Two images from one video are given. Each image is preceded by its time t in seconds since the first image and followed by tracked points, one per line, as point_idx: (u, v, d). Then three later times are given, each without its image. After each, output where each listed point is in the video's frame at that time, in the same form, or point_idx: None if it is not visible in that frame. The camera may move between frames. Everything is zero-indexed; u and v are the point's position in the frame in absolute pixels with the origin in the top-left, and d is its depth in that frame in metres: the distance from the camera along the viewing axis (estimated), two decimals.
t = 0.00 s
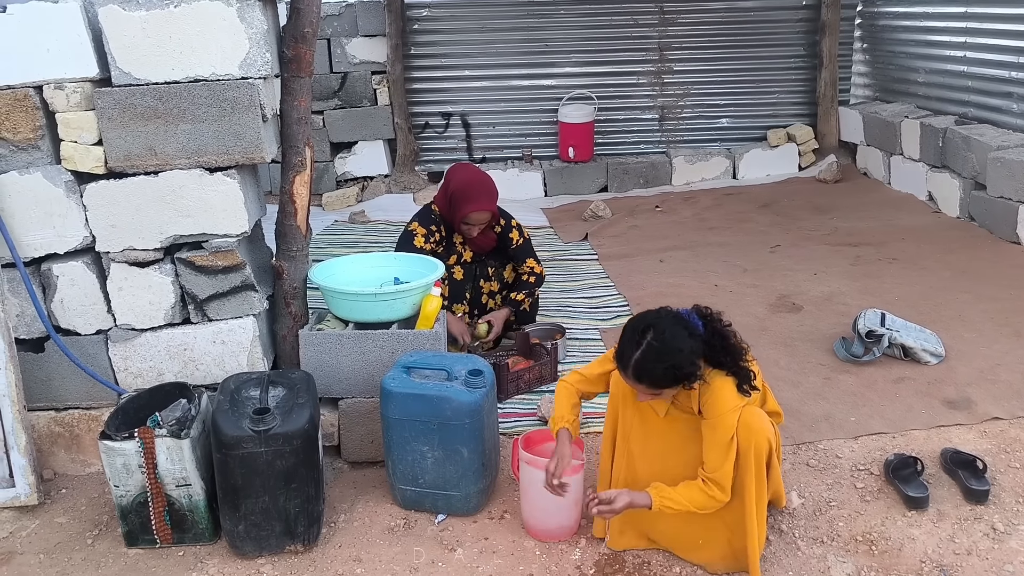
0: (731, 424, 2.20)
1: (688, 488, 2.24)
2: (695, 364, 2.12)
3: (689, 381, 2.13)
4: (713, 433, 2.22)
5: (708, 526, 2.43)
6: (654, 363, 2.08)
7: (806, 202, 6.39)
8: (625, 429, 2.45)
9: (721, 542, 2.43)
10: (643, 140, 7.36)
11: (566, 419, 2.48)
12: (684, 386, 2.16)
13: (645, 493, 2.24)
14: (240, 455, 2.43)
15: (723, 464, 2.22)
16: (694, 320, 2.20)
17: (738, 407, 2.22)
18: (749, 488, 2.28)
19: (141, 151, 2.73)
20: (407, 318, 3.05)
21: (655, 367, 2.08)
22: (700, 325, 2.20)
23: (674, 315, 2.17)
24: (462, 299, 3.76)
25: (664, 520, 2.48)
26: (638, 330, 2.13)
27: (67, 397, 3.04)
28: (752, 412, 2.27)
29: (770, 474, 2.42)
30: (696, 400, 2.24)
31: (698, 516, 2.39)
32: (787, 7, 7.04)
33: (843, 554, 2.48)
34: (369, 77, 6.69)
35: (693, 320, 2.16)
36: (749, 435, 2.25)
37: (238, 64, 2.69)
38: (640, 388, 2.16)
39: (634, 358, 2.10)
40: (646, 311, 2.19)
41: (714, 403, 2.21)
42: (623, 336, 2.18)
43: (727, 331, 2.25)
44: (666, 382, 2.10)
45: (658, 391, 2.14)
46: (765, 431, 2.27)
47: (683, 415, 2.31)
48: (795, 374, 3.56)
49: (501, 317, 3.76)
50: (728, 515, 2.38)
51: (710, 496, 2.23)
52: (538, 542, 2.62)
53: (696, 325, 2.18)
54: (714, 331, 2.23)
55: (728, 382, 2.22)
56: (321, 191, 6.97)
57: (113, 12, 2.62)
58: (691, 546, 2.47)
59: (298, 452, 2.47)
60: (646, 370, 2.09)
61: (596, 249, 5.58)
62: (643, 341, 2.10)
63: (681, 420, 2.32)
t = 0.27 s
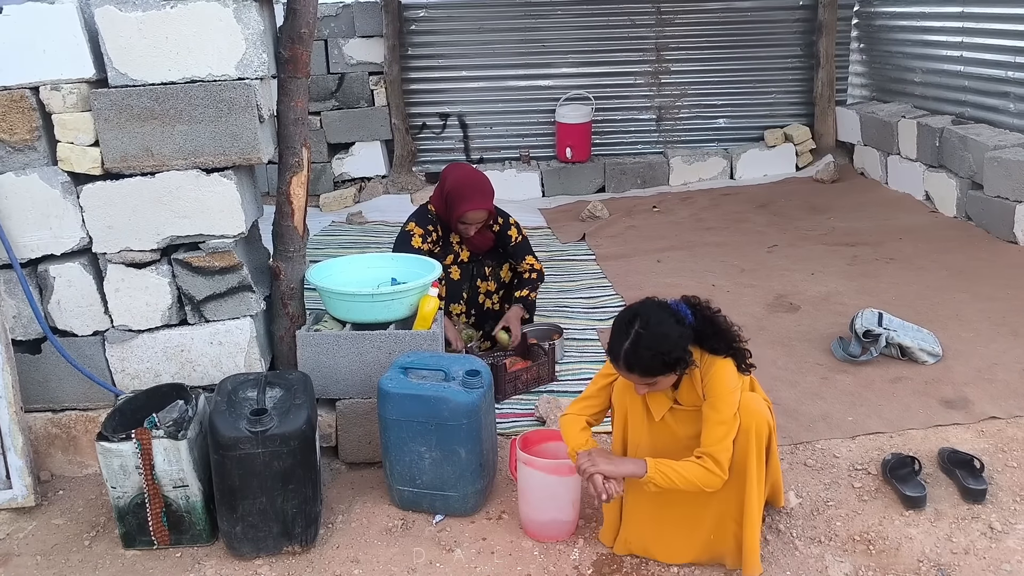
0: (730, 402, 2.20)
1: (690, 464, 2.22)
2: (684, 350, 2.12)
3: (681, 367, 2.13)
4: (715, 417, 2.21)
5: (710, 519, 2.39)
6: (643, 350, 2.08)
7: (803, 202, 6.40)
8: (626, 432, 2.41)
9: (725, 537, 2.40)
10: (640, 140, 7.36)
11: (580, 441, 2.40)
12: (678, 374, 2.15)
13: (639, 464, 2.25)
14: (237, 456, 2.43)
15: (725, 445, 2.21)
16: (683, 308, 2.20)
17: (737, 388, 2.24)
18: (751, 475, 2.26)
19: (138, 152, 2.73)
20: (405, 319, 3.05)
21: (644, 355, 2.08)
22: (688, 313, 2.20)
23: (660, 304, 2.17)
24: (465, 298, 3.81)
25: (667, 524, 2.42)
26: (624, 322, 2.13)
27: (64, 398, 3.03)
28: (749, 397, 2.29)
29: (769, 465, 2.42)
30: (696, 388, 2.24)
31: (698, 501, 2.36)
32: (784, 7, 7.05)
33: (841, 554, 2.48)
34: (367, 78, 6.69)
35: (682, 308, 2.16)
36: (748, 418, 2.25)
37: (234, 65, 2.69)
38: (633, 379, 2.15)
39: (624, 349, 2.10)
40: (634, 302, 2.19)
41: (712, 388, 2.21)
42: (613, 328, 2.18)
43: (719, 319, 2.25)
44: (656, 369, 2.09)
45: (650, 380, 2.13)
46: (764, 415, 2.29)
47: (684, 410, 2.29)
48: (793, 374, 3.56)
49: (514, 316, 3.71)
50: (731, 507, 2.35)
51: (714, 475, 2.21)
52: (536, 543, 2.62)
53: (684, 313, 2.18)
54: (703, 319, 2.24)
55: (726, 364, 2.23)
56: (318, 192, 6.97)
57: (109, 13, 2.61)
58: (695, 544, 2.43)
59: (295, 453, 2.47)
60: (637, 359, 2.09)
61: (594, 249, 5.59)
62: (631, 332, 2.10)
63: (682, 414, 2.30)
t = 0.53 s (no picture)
0: (730, 391, 2.19)
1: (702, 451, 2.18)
2: (682, 343, 2.12)
3: (680, 361, 2.13)
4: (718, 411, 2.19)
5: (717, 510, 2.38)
6: (642, 346, 2.08)
7: (804, 202, 6.40)
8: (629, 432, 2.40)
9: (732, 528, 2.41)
10: (641, 140, 7.36)
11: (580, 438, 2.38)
12: (678, 367, 2.16)
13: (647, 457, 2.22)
14: (239, 456, 2.43)
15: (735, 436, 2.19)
16: (678, 304, 2.21)
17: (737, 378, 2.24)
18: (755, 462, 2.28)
19: (140, 152, 2.73)
20: (406, 319, 3.05)
21: (643, 351, 2.08)
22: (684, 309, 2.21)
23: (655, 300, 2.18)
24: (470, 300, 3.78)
25: (674, 522, 2.41)
26: (621, 319, 2.13)
27: (65, 399, 3.03)
28: (748, 389, 2.31)
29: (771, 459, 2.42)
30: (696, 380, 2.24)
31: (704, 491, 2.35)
32: (784, 7, 7.05)
33: (843, 554, 2.48)
34: (367, 78, 6.69)
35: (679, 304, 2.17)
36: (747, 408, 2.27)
37: (236, 65, 2.69)
38: (633, 375, 2.15)
39: (622, 345, 2.10)
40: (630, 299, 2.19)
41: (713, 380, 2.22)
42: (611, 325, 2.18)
43: (715, 314, 2.26)
44: (656, 364, 2.10)
45: (650, 375, 2.13)
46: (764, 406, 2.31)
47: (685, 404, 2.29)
48: (794, 374, 3.56)
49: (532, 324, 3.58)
50: (737, 497, 2.37)
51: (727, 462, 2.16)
52: (538, 543, 2.62)
53: (681, 309, 2.19)
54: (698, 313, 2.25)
55: (725, 356, 2.24)
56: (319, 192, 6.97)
57: (111, 14, 2.61)
58: (703, 538, 2.42)
59: (298, 453, 2.47)
60: (636, 354, 2.09)
61: (594, 249, 5.59)
62: (628, 327, 2.10)
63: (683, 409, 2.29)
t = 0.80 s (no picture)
0: (740, 391, 2.18)
1: (711, 452, 2.17)
2: (683, 338, 2.11)
3: (681, 356, 2.12)
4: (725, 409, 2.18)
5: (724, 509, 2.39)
6: (642, 340, 2.07)
7: (809, 202, 6.39)
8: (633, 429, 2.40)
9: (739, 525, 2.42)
10: (646, 140, 7.36)
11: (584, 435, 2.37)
12: (679, 363, 2.15)
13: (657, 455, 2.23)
14: (244, 456, 2.43)
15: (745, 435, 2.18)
16: (681, 301, 2.20)
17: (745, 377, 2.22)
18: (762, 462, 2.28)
19: (145, 152, 2.73)
20: (411, 319, 3.05)
21: (643, 346, 2.08)
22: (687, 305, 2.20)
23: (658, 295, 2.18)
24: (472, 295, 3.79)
25: (681, 520, 2.41)
26: (622, 313, 2.13)
27: (71, 398, 3.04)
28: (756, 388, 2.30)
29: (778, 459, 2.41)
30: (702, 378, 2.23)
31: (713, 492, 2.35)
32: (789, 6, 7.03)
33: (849, 554, 2.47)
34: (372, 78, 6.69)
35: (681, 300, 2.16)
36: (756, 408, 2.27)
37: (241, 65, 2.69)
38: (634, 370, 2.15)
39: (622, 340, 2.10)
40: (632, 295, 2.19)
41: (717, 377, 2.20)
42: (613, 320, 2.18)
43: (719, 312, 2.25)
44: (656, 359, 2.09)
45: (650, 370, 2.13)
46: (772, 406, 2.30)
47: (690, 401, 2.28)
48: (800, 374, 3.55)
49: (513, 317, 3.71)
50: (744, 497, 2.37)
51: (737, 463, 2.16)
52: (542, 543, 2.61)
53: (684, 306, 2.19)
54: (701, 311, 2.24)
55: (730, 355, 2.22)
56: (324, 192, 6.98)
57: (116, 14, 2.62)
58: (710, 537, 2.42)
59: (303, 453, 2.48)
60: (636, 349, 2.08)
61: (599, 249, 5.58)
62: (629, 322, 2.10)
63: (690, 406, 2.29)
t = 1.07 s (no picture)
0: (745, 393, 2.16)
1: (718, 452, 2.17)
2: (687, 341, 2.11)
3: (685, 358, 2.12)
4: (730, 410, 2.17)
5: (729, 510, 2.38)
6: (645, 342, 2.07)
7: (815, 201, 6.37)
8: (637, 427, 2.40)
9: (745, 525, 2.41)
10: (651, 139, 7.34)
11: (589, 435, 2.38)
12: (683, 366, 2.14)
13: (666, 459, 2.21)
14: (249, 455, 2.44)
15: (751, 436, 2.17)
16: (686, 302, 2.19)
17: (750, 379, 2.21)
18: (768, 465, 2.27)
19: (151, 152, 2.74)
20: (416, 318, 3.05)
21: (646, 347, 2.08)
22: (692, 308, 2.19)
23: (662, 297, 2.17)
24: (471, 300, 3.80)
25: (687, 519, 2.40)
26: (627, 313, 2.13)
27: (78, 397, 3.05)
28: (763, 390, 2.28)
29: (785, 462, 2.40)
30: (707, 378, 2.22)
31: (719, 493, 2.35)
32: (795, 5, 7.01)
33: (854, 554, 2.46)
34: (378, 77, 6.70)
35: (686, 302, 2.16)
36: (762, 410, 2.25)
37: (246, 65, 2.70)
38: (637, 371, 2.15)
39: (626, 341, 2.10)
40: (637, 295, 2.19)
41: (721, 379, 2.19)
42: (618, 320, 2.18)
43: (725, 314, 2.24)
44: (659, 361, 2.09)
45: (653, 372, 2.12)
46: (780, 408, 2.29)
47: (695, 402, 2.27)
48: (805, 374, 3.54)
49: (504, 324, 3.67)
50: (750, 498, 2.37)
51: (744, 462, 2.15)
52: (547, 543, 2.61)
53: (688, 308, 2.18)
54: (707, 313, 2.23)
55: (735, 357, 2.21)
56: (329, 191, 6.98)
57: (122, 14, 2.62)
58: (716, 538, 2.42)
59: (308, 452, 2.48)
60: (639, 350, 2.08)
61: (604, 248, 5.58)
62: (632, 322, 2.10)
63: (695, 406, 2.28)
